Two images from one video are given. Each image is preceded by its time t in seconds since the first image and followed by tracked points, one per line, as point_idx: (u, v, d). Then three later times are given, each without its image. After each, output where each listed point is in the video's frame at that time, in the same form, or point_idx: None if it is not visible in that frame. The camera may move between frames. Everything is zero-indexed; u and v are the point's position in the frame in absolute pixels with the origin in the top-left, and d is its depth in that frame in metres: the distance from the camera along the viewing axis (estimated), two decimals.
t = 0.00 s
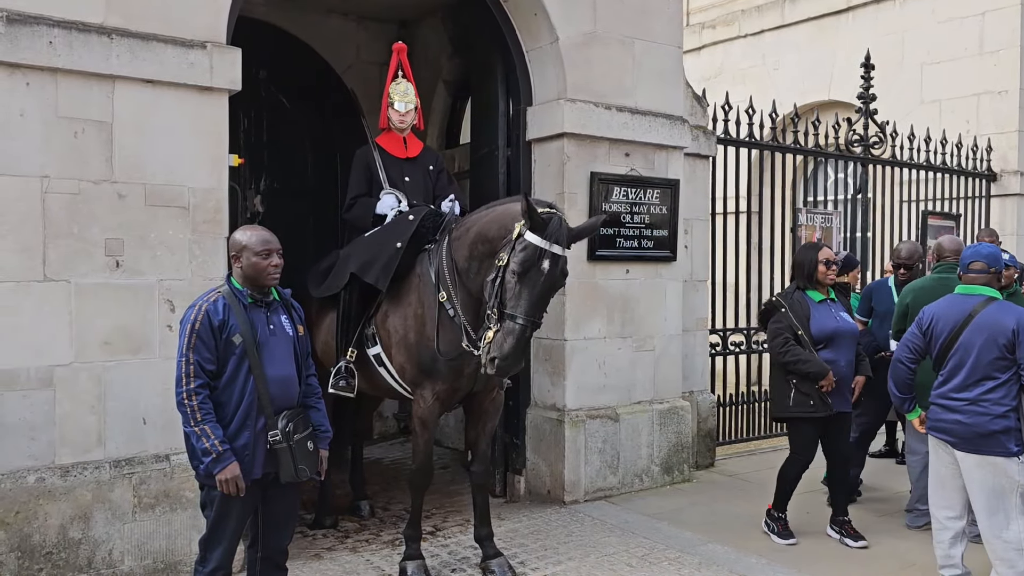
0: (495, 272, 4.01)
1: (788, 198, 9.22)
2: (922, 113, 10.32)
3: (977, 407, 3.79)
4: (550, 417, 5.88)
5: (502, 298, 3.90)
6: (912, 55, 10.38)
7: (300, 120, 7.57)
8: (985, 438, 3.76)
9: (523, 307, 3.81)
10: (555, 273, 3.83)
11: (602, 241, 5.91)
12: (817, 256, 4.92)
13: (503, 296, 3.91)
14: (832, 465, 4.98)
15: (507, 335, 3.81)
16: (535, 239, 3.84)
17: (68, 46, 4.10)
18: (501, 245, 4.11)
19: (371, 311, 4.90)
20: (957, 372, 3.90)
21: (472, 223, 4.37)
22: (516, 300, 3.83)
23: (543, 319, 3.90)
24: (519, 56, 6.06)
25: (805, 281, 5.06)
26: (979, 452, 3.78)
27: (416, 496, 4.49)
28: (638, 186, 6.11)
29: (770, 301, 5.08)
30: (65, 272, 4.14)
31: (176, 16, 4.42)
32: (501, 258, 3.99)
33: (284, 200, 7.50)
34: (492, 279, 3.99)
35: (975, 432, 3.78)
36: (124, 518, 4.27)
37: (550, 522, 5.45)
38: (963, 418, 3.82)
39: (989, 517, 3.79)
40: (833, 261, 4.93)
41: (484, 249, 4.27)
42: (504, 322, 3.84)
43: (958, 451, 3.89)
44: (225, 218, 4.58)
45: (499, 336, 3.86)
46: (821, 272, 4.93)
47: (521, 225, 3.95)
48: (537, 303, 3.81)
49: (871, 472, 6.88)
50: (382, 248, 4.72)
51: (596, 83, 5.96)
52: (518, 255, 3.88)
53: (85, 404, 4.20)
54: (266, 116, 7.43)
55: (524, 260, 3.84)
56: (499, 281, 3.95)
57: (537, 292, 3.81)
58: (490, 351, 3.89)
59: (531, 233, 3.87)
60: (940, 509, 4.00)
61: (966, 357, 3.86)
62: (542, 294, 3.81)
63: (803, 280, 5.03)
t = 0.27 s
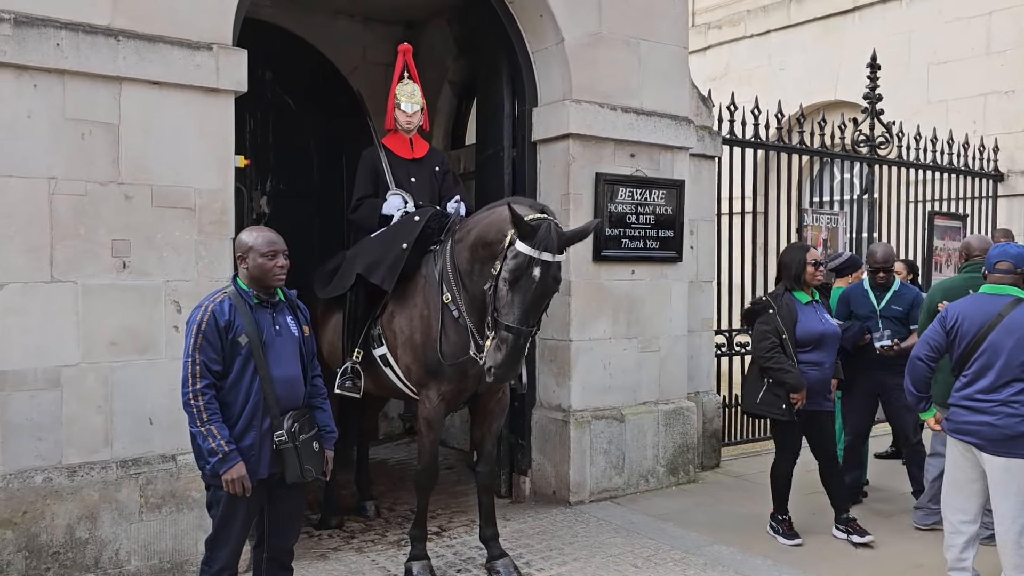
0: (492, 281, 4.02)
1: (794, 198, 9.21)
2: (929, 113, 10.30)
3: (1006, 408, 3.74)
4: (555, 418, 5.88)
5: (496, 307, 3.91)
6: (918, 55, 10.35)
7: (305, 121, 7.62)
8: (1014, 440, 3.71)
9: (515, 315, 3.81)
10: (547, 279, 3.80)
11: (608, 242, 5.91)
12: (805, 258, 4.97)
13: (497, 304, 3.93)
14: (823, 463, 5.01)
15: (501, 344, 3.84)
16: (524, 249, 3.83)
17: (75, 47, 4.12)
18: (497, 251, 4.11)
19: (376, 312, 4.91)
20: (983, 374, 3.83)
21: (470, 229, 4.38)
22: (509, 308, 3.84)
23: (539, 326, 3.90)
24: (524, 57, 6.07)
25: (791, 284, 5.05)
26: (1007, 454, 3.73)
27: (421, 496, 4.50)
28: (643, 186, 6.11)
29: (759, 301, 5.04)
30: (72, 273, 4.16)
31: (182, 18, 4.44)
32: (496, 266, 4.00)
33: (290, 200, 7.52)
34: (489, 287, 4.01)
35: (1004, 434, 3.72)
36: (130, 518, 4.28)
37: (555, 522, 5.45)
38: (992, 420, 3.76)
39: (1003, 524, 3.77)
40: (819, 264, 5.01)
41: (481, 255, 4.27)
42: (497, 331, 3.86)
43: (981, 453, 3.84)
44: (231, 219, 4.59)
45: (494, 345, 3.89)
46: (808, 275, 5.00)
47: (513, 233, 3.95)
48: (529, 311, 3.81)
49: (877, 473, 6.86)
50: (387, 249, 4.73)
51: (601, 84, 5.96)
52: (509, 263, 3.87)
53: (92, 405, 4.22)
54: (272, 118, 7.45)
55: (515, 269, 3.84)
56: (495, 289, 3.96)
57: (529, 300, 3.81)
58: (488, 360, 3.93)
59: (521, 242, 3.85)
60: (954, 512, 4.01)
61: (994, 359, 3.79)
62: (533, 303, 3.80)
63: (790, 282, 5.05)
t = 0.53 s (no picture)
0: (492, 284, 4.03)
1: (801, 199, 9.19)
2: (936, 114, 10.27)
3: None
4: (561, 419, 5.88)
5: (493, 309, 3.93)
6: (926, 56, 10.32)
7: (312, 123, 7.60)
8: None
9: (511, 318, 3.83)
10: (544, 284, 3.80)
11: (613, 243, 5.91)
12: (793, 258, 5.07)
13: (495, 307, 3.94)
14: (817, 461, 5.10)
15: (496, 347, 3.86)
16: (522, 252, 3.83)
17: (83, 50, 4.14)
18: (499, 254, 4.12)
19: (382, 313, 4.92)
20: (1008, 377, 3.81)
21: (474, 231, 4.39)
22: (506, 311, 3.85)
23: (535, 330, 3.90)
24: (530, 59, 6.07)
25: (780, 285, 5.15)
26: None
27: (427, 497, 4.50)
28: (649, 188, 6.11)
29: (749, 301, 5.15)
30: (80, 274, 4.18)
31: (190, 20, 4.46)
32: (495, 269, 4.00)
33: (297, 202, 7.54)
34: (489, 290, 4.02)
35: None
36: (138, 518, 4.30)
37: (561, 523, 5.45)
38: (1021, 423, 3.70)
39: None
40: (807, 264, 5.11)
41: (484, 257, 4.28)
42: (494, 334, 3.88)
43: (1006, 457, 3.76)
44: (238, 221, 4.61)
45: (490, 347, 3.91)
46: (795, 275, 5.09)
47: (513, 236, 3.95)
48: (525, 315, 3.82)
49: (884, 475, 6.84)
50: (393, 250, 4.74)
51: (607, 85, 5.96)
52: (507, 267, 3.88)
53: (100, 405, 4.24)
54: (279, 119, 7.47)
55: (512, 272, 3.84)
56: (494, 292, 3.97)
57: (526, 304, 3.81)
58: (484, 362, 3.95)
59: (520, 245, 3.85)
60: (976, 516, 3.90)
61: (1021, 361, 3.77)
62: (530, 306, 3.81)
63: (778, 282, 5.16)
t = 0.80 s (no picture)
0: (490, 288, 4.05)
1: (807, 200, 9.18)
2: (943, 115, 10.24)
3: None
4: (567, 421, 5.88)
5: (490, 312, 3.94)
6: (933, 57, 10.30)
7: (320, 126, 7.62)
8: None
9: (505, 321, 3.83)
10: (540, 288, 3.80)
11: (619, 245, 5.91)
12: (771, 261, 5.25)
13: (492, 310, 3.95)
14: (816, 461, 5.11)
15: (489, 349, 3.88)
16: (519, 255, 3.83)
17: (92, 53, 4.17)
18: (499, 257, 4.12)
19: (388, 315, 4.94)
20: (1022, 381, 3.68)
21: (477, 234, 4.41)
22: (501, 314, 3.86)
23: (530, 335, 3.90)
24: (536, 61, 6.08)
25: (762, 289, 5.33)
26: None
27: (433, 498, 4.51)
28: (656, 189, 6.11)
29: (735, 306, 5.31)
30: (88, 276, 4.20)
31: (197, 23, 4.49)
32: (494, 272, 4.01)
33: (304, 204, 7.56)
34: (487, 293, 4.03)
35: None
36: (146, 519, 4.32)
37: (567, 525, 5.45)
38: None
39: None
40: (785, 266, 5.25)
41: (485, 261, 4.30)
42: (489, 336, 3.89)
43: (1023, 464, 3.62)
44: (245, 223, 4.63)
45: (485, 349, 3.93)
46: (772, 276, 5.26)
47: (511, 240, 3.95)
48: (519, 319, 3.82)
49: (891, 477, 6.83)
50: (399, 252, 4.76)
51: (613, 87, 5.96)
52: (504, 270, 3.88)
53: (108, 406, 4.26)
54: (286, 121, 7.48)
55: (508, 275, 3.85)
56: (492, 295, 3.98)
57: (520, 308, 3.81)
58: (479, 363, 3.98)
59: (518, 249, 3.86)
60: (1006, 516, 3.84)
61: None
62: (525, 310, 3.80)
63: (762, 285, 5.35)
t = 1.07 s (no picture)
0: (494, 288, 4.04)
1: (813, 202, 9.17)
2: (948, 117, 10.23)
3: None
4: (573, 422, 5.89)
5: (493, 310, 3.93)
6: (938, 59, 10.29)
7: (326, 128, 7.65)
8: None
9: (509, 319, 3.82)
10: (543, 286, 3.80)
11: (624, 247, 5.92)
12: (765, 261, 5.30)
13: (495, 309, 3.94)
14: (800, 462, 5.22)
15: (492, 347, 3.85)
16: (524, 252, 3.84)
17: (100, 56, 4.19)
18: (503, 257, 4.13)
19: (394, 316, 4.95)
20: None
21: (483, 236, 4.43)
22: (504, 311, 3.85)
23: (533, 334, 3.87)
24: (541, 63, 6.10)
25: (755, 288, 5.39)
26: None
27: (439, 500, 4.53)
28: (661, 191, 6.12)
29: (728, 303, 5.36)
30: (96, 278, 4.22)
31: (205, 27, 4.51)
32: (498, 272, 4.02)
33: (310, 206, 7.58)
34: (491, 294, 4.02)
35: None
36: (153, 520, 4.34)
37: (572, 527, 5.46)
38: None
39: None
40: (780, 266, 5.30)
41: (490, 261, 4.31)
42: (492, 334, 3.87)
43: None
44: (252, 225, 4.65)
45: (489, 348, 3.90)
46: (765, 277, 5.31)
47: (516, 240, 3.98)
48: (522, 317, 3.81)
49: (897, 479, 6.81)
50: (404, 254, 4.77)
51: (618, 89, 5.97)
52: (508, 268, 3.89)
53: (116, 408, 4.28)
54: (292, 124, 7.50)
55: (512, 272, 3.85)
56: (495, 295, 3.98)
57: (525, 305, 3.80)
58: (482, 362, 3.94)
59: (522, 247, 3.87)
60: None
61: None
62: (529, 307, 3.80)
63: (756, 284, 5.40)
